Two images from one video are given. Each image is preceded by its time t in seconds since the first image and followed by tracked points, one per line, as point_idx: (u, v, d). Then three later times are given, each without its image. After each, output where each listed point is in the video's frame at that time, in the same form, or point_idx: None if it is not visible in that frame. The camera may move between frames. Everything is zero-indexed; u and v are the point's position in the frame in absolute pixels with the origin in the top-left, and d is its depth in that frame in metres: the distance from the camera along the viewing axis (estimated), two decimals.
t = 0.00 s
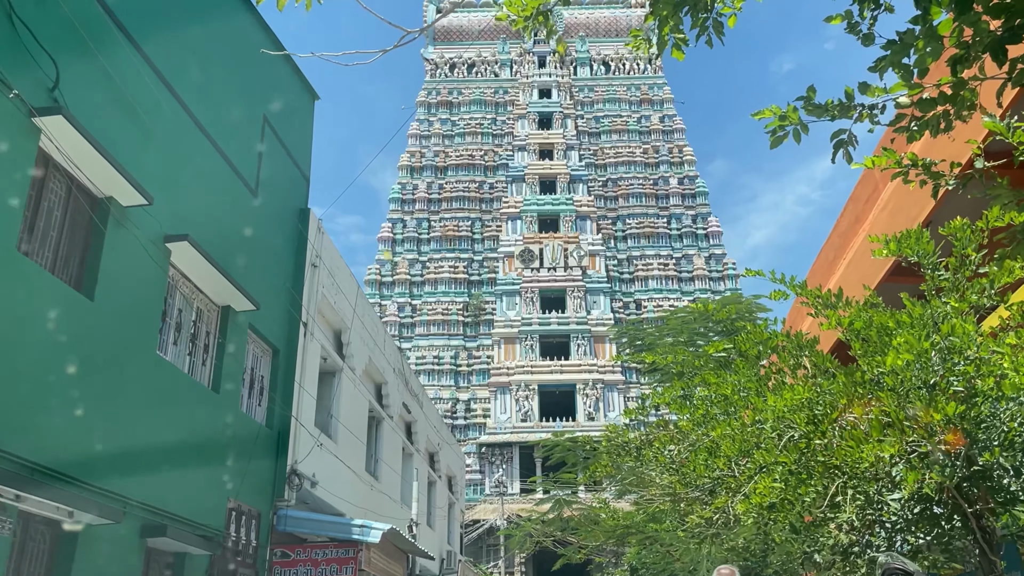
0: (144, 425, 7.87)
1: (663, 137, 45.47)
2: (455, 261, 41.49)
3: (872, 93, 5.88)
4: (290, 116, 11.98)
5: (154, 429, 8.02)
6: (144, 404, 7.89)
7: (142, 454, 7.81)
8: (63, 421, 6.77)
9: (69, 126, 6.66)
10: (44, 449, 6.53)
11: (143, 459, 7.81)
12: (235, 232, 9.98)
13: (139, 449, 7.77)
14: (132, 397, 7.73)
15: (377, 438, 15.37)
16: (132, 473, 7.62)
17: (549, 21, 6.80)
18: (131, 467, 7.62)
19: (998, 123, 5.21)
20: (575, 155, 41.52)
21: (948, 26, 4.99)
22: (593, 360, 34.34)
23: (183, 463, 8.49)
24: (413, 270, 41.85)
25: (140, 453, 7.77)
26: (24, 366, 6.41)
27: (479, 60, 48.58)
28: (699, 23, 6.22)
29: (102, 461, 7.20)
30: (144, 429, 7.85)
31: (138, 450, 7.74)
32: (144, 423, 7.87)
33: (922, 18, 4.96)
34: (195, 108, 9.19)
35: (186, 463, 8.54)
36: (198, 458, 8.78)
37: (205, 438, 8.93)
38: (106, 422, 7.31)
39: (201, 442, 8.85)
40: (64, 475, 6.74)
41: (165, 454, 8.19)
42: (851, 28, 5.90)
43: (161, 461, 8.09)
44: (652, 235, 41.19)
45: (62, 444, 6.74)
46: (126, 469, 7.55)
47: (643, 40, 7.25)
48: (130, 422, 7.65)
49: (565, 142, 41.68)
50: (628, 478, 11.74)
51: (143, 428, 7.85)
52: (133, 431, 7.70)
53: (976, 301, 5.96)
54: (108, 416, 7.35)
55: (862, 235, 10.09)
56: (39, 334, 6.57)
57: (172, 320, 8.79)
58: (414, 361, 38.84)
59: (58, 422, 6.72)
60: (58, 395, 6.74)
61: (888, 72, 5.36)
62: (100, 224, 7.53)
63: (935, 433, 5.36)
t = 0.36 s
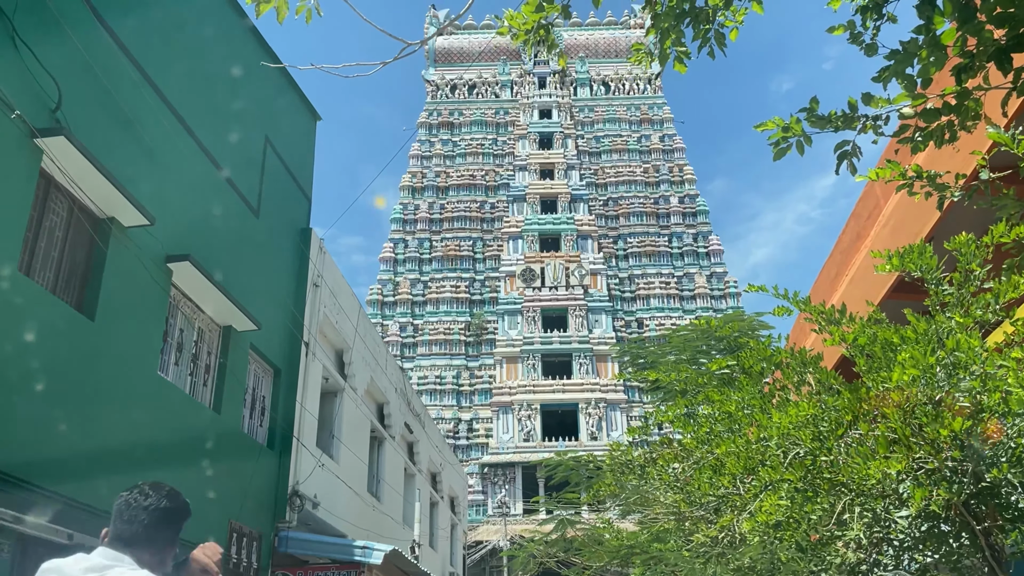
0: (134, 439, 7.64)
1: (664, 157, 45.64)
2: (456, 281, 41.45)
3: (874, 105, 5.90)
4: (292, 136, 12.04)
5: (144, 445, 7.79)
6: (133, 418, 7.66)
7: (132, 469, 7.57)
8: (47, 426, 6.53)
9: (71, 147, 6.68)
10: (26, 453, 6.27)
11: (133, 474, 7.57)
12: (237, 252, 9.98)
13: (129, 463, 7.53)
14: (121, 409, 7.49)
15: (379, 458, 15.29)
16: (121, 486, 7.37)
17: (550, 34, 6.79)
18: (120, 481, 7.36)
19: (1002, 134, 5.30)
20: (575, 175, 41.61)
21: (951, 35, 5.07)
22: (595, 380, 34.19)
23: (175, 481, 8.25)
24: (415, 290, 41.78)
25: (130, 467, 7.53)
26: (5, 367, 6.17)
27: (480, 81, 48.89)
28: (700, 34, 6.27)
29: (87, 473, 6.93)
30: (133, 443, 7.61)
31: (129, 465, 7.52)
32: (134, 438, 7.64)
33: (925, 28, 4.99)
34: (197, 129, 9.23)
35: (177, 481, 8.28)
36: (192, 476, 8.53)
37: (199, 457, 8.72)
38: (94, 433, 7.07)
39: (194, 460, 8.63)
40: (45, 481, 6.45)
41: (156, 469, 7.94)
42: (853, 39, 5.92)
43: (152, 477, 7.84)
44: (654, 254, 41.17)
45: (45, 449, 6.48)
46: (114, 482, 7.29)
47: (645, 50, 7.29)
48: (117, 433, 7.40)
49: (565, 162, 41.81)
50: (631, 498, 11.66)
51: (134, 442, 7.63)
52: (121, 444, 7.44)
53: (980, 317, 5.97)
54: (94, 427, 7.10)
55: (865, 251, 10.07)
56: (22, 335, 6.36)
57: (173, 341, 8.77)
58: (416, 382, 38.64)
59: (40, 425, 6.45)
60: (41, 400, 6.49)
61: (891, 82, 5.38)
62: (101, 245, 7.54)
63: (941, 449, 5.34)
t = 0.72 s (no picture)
0: (124, 446, 7.53)
1: (666, 176, 45.77)
2: (459, 301, 41.42)
3: (875, 120, 5.91)
4: (295, 157, 12.10)
5: (136, 453, 7.68)
6: (126, 430, 7.56)
7: (121, 477, 7.45)
8: (31, 423, 6.41)
9: (75, 170, 6.72)
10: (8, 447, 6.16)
11: (121, 480, 7.44)
12: (240, 271, 10.00)
13: (118, 469, 7.41)
14: (109, 411, 7.37)
15: (382, 480, 15.22)
16: (108, 491, 7.23)
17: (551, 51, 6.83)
18: (107, 485, 7.23)
19: (1003, 149, 5.31)
20: (578, 195, 41.68)
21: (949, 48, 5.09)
22: (599, 400, 34.05)
23: (170, 497, 8.14)
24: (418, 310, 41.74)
25: (118, 473, 7.41)
26: None
27: (483, 102, 49.16)
28: (700, 51, 6.32)
29: (72, 471, 6.80)
30: (123, 449, 7.50)
31: (118, 474, 7.40)
32: (124, 444, 7.53)
33: (924, 42, 5.02)
34: (201, 150, 9.29)
35: (168, 490, 8.14)
36: (184, 488, 8.40)
37: (196, 472, 8.64)
38: (80, 434, 6.94)
39: (190, 476, 8.52)
40: (26, 475, 6.32)
41: (146, 478, 7.81)
42: (853, 53, 5.94)
43: (140, 486, 7.71)
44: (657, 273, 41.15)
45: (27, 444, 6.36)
46: (100, 485, 7.16)
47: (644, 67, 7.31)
48: (106, 435, 7.29)
49: (568, 182, 41.94)
50: (635, 518, 11.58)
51: (124, 450, 7.51)
52: (110, 445, 7.33)
53: (984, 334, 5.95)
54: (80, 426, 6.98)
55: (868, 268, 10.07)
56: (15, 344, 6.29)
57: (176, 361, 8.78)
58: (420, 402, 38.49)
59: (22, 414, 6.33)
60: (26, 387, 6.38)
61: (891, 96, 5.39)
62: (105, 266, 7.58)
63: (948, 467, 5.28)
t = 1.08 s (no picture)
0: (128, 442, 7.57)
1: (668, 193, 45.86)
2: (463, 318, 41.38)
3: (879, 132, 5.92)
4: (299, 175, 12.15)
5: (138, 448, 7.70)
6: (129, 446, 7.55)
7: (126, 473, 7.49)
8: (39, 414, 6.46)
9: (79, 187, 6.75)
10: (15, 440, 6.20)
11: (122, 485, 7.40)
12: (243, 287, 10.01)
13: (123, 465, 7.45)
14: (115, 405, 7.41)
15: (386, 498, 15.15)
16: (108, 501, 7.18)
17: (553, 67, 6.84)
18: (108, 489, 7.19)
19: (1005, 160, 5.31)
20: (580, 211, 41.73)
21: (951, 61, 5.11)
22: (603, 417, 33.91)
23: (172, 514, 8.10)
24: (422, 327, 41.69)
25: (123, 469, 7.44)
26: None
27: (485, 120, 49.38)
28: (703, 64, 6.33)
29: (80, 464, 6.84)
30: (128, 444, 7.54)
31: (123, 470, 7.43)
32: (129, 440, 7.57)
33: (926, 55, 5.03)
34: (205, 166, 9.33)
35: (171, 486, 8.17)
36: (188, 484, 8.44)
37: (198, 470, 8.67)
38: (83, 451, 6.92)
39: (193, 475, 8.55)
40: (33, 467, 6.35)
41: (150, 473, 7.84)
42: (855, 66, 5.97)
43: (144, 482, 7.74)
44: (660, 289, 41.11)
45: (35, 437, 6.40)
46: (102, 502, 7.13)
47: (647, 82, 7.30)
48: (112, 428, 7.34)
49: (571, 199, 42.02)
50: (640, 536, 11.51)
51: (129, 447, 7.55)
52: (115, 440, 7.36)
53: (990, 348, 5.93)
54: (84, 443, 6.96)
55: (873, 282, 10.05)
56: (18, 361, 6.29)
57: (180, 379, 8.76)
58: (423, 420, 38.33)
59: (25, 431, 6.33)
60: (32, 375, 6.41)
61: (894, 108, 5.40)
62: (109, 282, 7.59)
63: (955, 482, 5.23)
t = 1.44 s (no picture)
0: (139, 458, 7.56)
1: (672, 207, 45.88)
2: (466, 332, 41.33)
3: (884, 145, 5.92)
4: (304, 189, 12.19)
5: (153, 458, 7.75)
6: (139, 461, 7.53)
7: (141, 484, 7.53)
8: (56, 425, 6.51)
9: (87, 203, 6.78)
10: (32, 450, 6.24)
11: (133, 499, 7.39)
12: (248, 300, 10.02)
13: (137, 479, 7.48)
14: (131, 418, 7.47)
15: (390, 513, 15.10)
16: (118, 517, 7.16)
17: (557, 80, 6.88)
18: (118, 505, 7.17)
19: (1012, 173, 5.31)
20: (584, 225, 41.76)
21: (956, 74, 5.12)
22: (607, 431, 33.79)
23: (181, 530, 8.07)
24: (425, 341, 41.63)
25: (137, 483, 7.48)
26: (15, 349, 6.18)
27: (489, 134, 49.55)
28: (707, 77, 6.36)
29: (95, 473, 6.89)
30: (143, 456, 7.59)
31: (138, 481, 7.48)
32: (143, 455, 7.61)
33: (929, 68, 5.04)
34: (212, 181, 9.36)
35: (186, 498, 8.22)
36: (197, 500, 8.42)
37: (211, 482, 8.72)
38: (95, 467, 6.91)
39: (206, 484, 8.61)
40: (50, 477, 6.39)
41: (165, 483, 7.89)
42: (859, 79, 5.98)
43: (161, 491, 7.79)
44: (663, 303, 41.06)
45: (52, 447, 6.45)
46: (114, 519, 7.11)
47: (651, 96, 7.33)
48: (128, 438, 7.40)
49: (574, 213, 42.07)
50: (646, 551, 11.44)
51: (140, 463, 7.54)
52: (130, 450, 7.41)
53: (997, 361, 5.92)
54: (95, 460, 6.95)
55: (878, 295, 10.02)
56: (29, 378, 6.27)
57: (184, 394, 8.76)
58: (426, 434, 38.19)
59: (38, 447, 6.32)
60: (50, 384, 6.48)
61: (898, 121, 5.40)
62: (116, 298, 7.60)
63: (963, 496, 5.20)
